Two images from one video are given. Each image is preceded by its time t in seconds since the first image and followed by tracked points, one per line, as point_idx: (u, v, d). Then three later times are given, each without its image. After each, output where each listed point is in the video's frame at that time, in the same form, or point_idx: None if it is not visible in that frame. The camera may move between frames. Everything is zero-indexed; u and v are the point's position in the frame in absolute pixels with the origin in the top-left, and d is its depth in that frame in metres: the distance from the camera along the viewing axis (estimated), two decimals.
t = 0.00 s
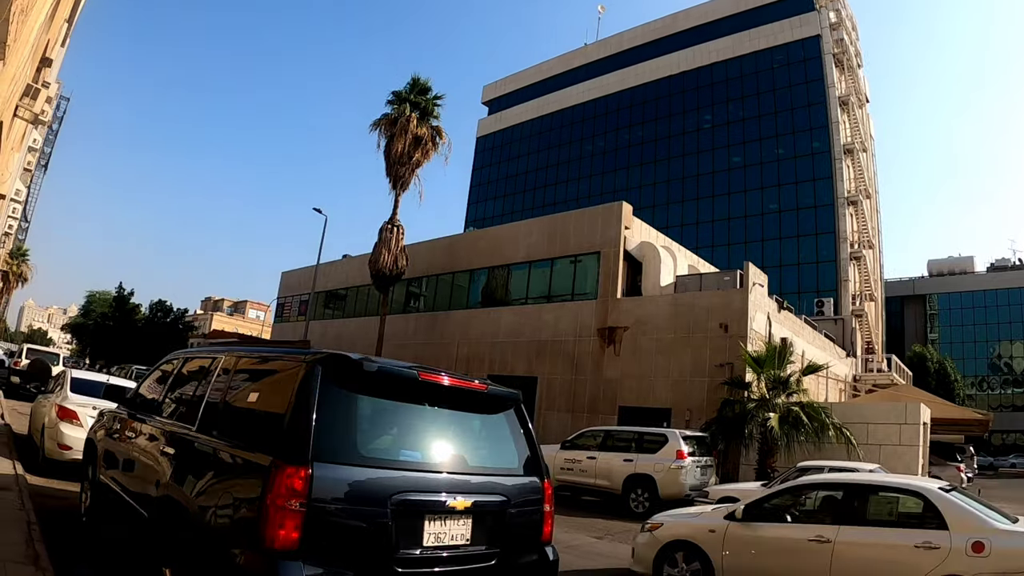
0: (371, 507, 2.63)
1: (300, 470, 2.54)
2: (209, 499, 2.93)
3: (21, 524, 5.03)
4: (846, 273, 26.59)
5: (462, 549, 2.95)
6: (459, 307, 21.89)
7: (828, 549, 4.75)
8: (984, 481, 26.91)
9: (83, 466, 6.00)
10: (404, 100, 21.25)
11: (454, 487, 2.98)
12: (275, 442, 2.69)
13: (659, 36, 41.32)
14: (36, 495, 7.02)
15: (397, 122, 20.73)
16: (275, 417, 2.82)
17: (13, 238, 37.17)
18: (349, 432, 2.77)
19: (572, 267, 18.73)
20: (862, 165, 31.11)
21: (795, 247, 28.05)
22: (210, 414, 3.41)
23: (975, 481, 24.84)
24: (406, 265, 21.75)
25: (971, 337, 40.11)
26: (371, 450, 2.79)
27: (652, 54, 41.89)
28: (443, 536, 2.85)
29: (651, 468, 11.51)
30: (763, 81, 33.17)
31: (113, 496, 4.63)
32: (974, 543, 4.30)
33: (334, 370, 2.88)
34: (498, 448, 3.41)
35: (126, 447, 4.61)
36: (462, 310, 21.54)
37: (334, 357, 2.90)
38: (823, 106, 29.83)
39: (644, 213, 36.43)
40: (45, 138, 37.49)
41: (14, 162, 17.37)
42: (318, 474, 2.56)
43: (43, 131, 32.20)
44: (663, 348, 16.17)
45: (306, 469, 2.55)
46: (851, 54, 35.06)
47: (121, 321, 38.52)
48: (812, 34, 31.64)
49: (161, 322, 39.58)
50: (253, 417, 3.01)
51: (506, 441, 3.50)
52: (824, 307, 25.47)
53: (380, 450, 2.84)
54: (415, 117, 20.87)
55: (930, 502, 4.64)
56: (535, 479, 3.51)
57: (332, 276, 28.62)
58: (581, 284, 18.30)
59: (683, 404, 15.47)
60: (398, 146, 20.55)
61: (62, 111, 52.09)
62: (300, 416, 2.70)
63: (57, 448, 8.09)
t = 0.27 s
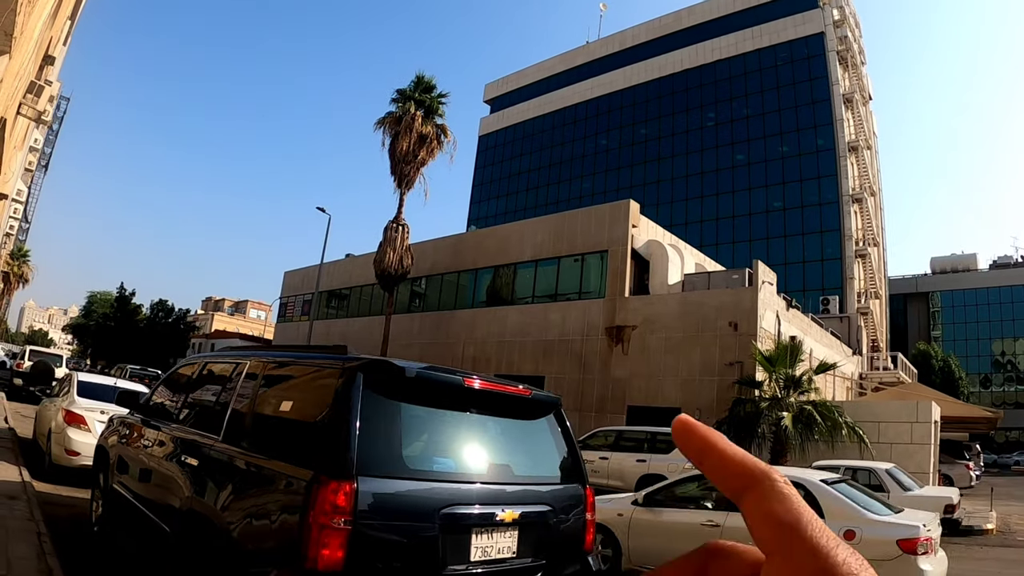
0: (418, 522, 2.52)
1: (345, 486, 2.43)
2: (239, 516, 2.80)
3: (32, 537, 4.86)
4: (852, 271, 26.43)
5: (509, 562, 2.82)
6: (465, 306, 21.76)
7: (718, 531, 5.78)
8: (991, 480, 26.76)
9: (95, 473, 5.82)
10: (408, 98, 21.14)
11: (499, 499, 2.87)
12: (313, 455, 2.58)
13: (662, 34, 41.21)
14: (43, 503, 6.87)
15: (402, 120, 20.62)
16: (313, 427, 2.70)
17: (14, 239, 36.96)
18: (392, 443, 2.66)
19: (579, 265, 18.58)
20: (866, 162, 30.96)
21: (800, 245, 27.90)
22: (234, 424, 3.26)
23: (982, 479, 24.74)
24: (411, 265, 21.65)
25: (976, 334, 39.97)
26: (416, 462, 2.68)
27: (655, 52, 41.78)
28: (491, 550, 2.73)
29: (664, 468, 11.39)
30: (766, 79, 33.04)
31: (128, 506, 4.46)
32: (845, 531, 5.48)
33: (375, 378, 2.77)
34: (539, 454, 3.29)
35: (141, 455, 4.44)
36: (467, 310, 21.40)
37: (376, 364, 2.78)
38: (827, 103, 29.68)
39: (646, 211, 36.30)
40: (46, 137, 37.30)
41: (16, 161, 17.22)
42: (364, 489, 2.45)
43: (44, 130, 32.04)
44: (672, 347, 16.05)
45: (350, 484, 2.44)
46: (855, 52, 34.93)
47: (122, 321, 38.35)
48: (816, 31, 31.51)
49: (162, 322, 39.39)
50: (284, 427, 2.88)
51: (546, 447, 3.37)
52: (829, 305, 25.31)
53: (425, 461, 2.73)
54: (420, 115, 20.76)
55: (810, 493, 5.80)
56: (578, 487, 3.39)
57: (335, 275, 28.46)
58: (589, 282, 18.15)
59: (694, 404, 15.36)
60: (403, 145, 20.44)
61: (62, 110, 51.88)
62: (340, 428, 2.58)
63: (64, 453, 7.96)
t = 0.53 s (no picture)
0: (478, 536, 2.45)
1: (406, 501, 2.36)
2: (281, 532, 2.71)
3: (49, 549, 4.74)
4: (854, 269, 26.35)
5: (564, 574, 2.76)
6: (469, 306, 21.65)
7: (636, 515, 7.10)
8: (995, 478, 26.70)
9: (111, 479, 5.71)
10: (412, 97, 21.05)
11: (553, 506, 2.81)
12: (367, 467, 2.52)
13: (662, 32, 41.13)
14: (55, 511, 6.77)
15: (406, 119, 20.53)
16: (365, 438, 2.63)
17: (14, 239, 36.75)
18: (450, 453, 2.60)
19: (585, 264, 18.47)
20: (868, 160, 30.91)
21: (802, 243, 27.83)
22: (271, 436, 3.17)
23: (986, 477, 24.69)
24: (415, 264, 21.56)
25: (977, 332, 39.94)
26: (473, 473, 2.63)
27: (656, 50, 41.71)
28: (549, 563, 2.66)
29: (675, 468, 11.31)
30: (767, 77, 32.96)
31: (151, 516, 4.36)
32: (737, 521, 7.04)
33: (431, 385, 2.70)
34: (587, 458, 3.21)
35: (163, 464, 4.34)
36: (472, 309, 21.32)
37: (431, 372, 2.71)
38: (830, 101, 29.62)
39: (647, 210, 36.21)
40: (45, 137, 37.16)
41: (19, 160, 17.06)
42: (425, 504, 2.39)
43: (44, 130, 31.85)
44: (680, 346, 15.99)
45: (412, 498, 2.37)
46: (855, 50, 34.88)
47: (122, 322, 38.16)
48: (818, 29, 31.45)
49: (162, 322, 39.21)
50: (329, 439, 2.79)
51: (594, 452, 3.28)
52: (832, 303, 25.26)
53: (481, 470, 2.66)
54: (424, 114, 20.66)
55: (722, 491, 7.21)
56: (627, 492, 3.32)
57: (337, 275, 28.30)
58: (597, 281, 18.00)
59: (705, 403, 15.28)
60: (407, 143, 20.34)
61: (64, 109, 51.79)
62: (398, 439, 2.51)
63: (75, 458, 7.85)
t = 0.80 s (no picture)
0: (535, 541, 2.61)
1: (468, 509, 2.51)
2: (336, 539, 2.84)
3: (64, 560, 4.62)
4: (849, 267, 26.39)
5: None
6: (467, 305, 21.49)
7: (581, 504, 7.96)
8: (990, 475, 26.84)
9: (122, 483, 5.62)
10: (410, 95, 20.94)
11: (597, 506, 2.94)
12: (424, 474, 2.68)
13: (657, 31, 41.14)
14: (63, 517, 6.64)
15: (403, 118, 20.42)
16: (419, 448, 2.77)
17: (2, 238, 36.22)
18: (503, 458, 2.74)
19: (584, 261, 18.28)
20: (862, 159, 31.00)
21: (797, 242, 27.86)
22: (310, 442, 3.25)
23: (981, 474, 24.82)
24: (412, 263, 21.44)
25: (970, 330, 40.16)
26: (528, 477, 2.77)
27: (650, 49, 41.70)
28: (601, 566, 2.81)
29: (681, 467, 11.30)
30: (762, 76, 33.00)
31: (171, 522, 4.37)
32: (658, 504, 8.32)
33: (484, 392, 2.85)
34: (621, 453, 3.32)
35: (183, 470, 4.33)
36: (469, 308, 21.21)
37: (484, 377, 2.86)
38: (824, 100, 29.70)
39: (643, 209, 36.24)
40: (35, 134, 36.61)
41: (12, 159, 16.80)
42: (486, 512, 2.54)
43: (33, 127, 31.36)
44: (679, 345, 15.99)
45: (473, 506, 2.53)
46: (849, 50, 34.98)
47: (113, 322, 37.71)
48: (813, 29, 31.51)
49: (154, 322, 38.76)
50: (380, 446, 2.91)
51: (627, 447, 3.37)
52: (827, 302, 25.31)
53: (534, 473, 2.81)
54: (422, 113, 20.56)
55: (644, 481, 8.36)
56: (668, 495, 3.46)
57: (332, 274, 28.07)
58: (596, 278, 17.75)
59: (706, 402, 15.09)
60: (405, 142, 20.22)
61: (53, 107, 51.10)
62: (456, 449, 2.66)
63: (80, 463, 7.73)
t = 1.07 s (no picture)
0: (569, 554, 2.52)
1: (506, 521, 2.40)
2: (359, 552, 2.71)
3: (54, 575, 4.35)
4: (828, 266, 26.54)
5: None
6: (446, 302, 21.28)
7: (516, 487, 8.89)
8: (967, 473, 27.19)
9: (112, 492, 5.38)
10: (391, 91, 20.69)
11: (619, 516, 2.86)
12: (459, 481, 2.56)
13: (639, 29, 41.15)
14: (47, 524, 6.35)
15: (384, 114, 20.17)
16: (452, 454, 2.64)
17: None
18: (537, 468, 2.63)
19: (567, 259, 18.19)
20: (840, 159, 31.24)
21: (777, 240, 28.02)
22: (327, 452, 3.11)
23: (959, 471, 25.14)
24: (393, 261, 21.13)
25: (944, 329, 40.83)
26: (563, 488, 2.68)
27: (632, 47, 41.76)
28: None
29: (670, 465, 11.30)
30: (742, 76, 33.12)
31: (168, 533, 4.20)
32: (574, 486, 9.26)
33: (518, 398, 2.72)
34: (641, 459, 3.25)
35: (182, 478, 4.16)
36: (449, 306, 21.00)
37: (517, 384, 2.72)
38: (804, 100, 29.88)
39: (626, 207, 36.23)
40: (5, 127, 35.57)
41: None
42: (525, 524, 2.44)
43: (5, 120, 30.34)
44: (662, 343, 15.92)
45: (511, 519, 2.42)
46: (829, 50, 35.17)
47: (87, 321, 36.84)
48: (793, 29, 31.67)
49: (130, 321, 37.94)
50: (404, 458, 2.78)
51: (640, 452, 3.28)
52: (806, 301, 25.40)
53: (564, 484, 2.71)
54: (403, 109, 20.30)
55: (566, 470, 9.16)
56: (684, 499, 3.47)
57: (312, 271, 27.53)
58: (579, 276, 17.65)
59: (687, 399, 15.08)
60: (386, 138, 19.95)
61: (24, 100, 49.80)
62: (489, 459, 2.54)
63: (64, 467, 7.41)
